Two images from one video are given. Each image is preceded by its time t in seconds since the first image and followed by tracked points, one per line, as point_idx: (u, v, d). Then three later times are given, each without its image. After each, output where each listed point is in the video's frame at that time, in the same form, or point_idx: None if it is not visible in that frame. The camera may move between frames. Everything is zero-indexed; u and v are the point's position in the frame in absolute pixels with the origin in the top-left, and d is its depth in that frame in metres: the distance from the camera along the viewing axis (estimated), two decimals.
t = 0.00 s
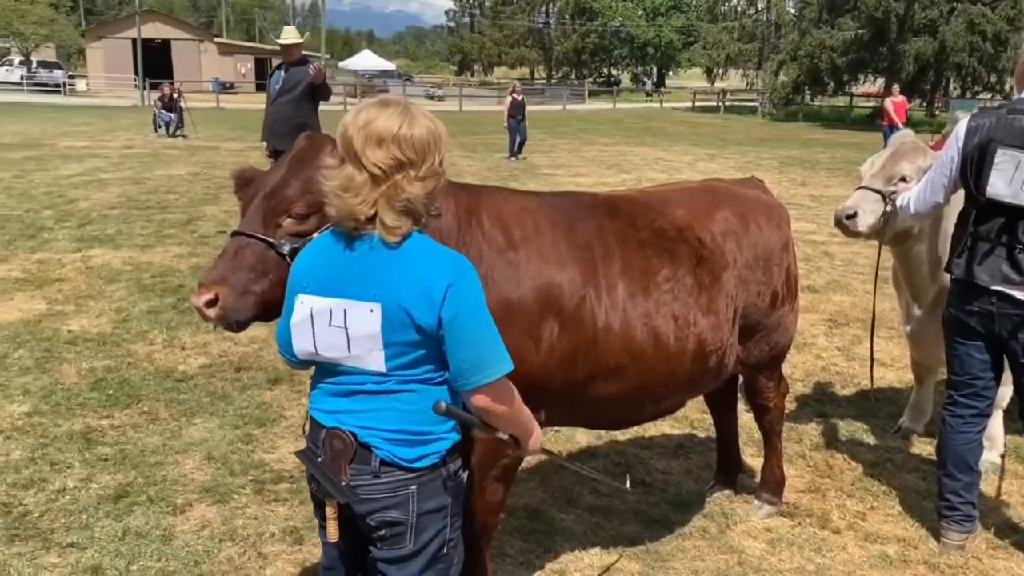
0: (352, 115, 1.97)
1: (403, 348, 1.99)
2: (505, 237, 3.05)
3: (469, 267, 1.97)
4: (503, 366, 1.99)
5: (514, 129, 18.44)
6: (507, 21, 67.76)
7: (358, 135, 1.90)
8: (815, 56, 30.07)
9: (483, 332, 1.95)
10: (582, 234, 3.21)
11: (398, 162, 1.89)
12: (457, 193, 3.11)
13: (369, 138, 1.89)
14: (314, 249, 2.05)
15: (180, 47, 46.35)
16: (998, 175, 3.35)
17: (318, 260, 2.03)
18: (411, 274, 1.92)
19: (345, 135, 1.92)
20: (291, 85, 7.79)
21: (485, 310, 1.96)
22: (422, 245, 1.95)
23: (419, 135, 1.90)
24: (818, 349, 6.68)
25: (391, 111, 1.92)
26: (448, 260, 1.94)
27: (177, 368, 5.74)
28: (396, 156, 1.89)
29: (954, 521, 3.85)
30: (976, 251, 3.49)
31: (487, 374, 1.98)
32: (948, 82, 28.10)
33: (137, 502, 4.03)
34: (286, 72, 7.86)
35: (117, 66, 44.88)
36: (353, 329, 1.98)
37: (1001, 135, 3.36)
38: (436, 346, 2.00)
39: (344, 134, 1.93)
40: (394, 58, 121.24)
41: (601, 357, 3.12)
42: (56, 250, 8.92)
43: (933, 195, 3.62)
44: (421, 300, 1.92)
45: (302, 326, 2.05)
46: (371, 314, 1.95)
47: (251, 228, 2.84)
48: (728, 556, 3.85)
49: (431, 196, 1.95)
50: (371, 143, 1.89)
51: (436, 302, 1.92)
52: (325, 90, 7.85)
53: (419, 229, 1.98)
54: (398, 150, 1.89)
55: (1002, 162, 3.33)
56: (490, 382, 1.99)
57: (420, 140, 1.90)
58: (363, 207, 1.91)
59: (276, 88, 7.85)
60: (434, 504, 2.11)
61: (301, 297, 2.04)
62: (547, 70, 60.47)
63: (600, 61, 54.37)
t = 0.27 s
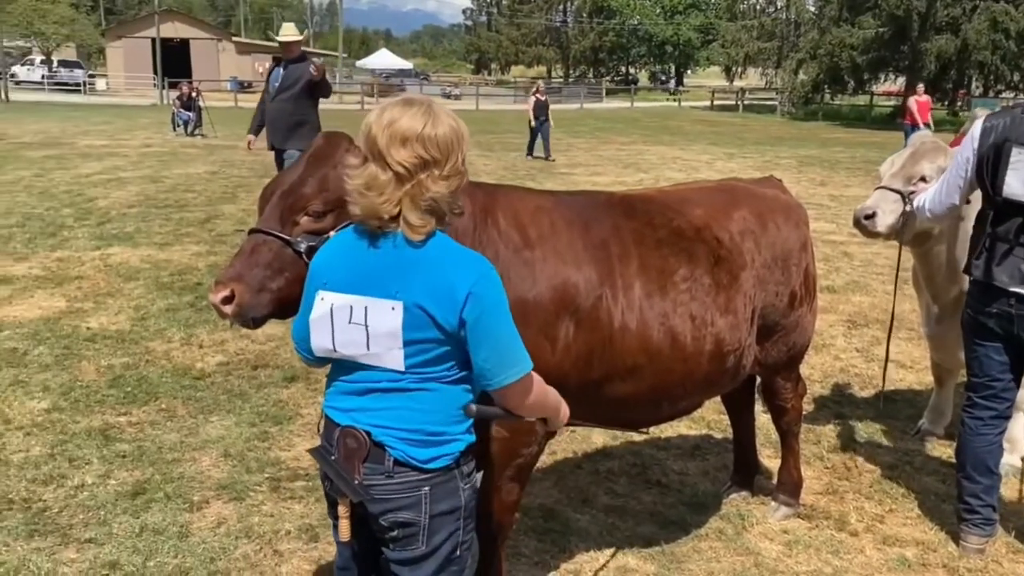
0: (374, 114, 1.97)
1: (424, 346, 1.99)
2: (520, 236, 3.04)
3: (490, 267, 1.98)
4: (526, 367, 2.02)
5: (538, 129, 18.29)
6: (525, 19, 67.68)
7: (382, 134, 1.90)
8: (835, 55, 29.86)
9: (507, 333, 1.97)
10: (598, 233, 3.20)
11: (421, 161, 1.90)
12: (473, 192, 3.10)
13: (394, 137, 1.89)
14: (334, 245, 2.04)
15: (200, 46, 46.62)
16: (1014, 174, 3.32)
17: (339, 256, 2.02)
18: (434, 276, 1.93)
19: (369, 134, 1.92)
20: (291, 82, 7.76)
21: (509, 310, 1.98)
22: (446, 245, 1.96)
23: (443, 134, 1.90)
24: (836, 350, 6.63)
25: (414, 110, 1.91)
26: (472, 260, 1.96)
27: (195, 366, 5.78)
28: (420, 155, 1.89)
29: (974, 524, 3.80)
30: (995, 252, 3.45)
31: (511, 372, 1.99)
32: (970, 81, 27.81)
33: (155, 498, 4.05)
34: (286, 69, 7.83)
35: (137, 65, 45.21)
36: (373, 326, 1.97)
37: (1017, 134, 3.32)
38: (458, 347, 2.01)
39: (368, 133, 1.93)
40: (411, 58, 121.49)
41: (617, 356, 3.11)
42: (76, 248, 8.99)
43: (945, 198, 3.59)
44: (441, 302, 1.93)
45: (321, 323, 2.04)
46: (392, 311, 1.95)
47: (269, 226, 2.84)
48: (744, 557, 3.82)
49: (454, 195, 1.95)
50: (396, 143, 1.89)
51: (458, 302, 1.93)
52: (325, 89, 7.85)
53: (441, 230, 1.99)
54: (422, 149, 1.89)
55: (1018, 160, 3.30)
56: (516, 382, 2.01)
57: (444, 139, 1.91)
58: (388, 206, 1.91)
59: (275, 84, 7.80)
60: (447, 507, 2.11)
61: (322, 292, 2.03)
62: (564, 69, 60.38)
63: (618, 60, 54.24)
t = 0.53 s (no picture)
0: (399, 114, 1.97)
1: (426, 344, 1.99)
2: (533, 235, 3.05)
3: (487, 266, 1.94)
4: (490, 370, 1.90)
5: (558, 130, 17.98)
6: (538, 19, 67.68)
7: (404, 134, 1.91)
8: (849, 54, 29.73)
9: (478, 333, 1.89)
10: (610, 232, 3.20)
11: (439, 162, 1.89)
12: (486, 192, 3.11)
13: (415, 138, 1.89)
14: (352, 244, 2.07)
15: (214, 46, 46.84)
16: None
17: (354, 254, 2.05)
18: (429, 270, 1.92)
19: (390, 133, 1.92)
20: (286, 86, 7.80)
21: (489, 311, 1.91)
22: (452, 243, 1.94)
23: (463, 135, 1.90)
24: (850, 350, 6.60)
25: (435, 111, 1.91)
26: (465, 257, 1.93)
27: (209, 364, 5.81)
28: (440, 156, 1.89)
29: (987, 527, 3.78)
30: (1011, 254, 3.43)
31: (467, 371, 1.88)
32: (986, 80, 27.63)
33: (168, 495, 4.08)
34: (281, 73, 7.87)
35: (152, 65, 45.49)
36: (381, 324, 1.99)
37: None
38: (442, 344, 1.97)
39: (389, 132, 1.93)
40: (424, 57, 121.71)
41: (628, 356, 3.11)
42: (91, 247, 9.06)
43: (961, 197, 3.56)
44: (432, 294, 1.91)
45: (334, 318, 2.08)
46: (395, 308, 1.97)
47: (282, 224, 2.86)
48: (756, 558, 3.82)
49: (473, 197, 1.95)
50: (417, 143, 1.89)
51: (441, 291, 1.90)
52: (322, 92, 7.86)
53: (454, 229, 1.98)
54: (442, 150, 1.89)
55: None
56: (470, 385, 1.89)
57: (464, 141, 1.90)
58: (406, 207, 1.92)
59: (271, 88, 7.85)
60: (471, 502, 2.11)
61: (336, 291, 2.07)
62: (577, 68, 60.37)
63: (631, 60, 54.18)
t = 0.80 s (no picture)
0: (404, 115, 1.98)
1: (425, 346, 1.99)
2: (541, 235, 3.05)
3: (483, 260, 1.92)
4: (497, 356, 1.86)
5: (572, 129, 17.82)
6: (547, 18, 67.69)
7: (406, 134, 1.92)
8: (860, 53, 29.63)
9: (480, 326, 1.86)
10: (619, 232, 3.20)
11: (440, 164, 1.90)
12: (494, 192, 3.12)
13: (416, 139, 1.90)
14: (358, 248, 2.10)
15: (224, 46, 46.99)
16: None
17: (358, 259, 2.08)
18: (426, 267, 1.92)
19: (392, 134, 1.93)
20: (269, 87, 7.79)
21: (491, 302, 1.88)
22: (448, 242, 1.94)
23: (465, 138, 1.91)
24: (859, 351, 6.58)
25: (440, 114, 1.92)
26: (460, 255, 1.92)
27: (218, 363, 5.83)
28: (440, 158, 1.90)
29: (998, 528, 3.76)
30: None
31: (473, 360, 1.85)
32: (998, 80, 27.49)
33: (178, 493, 4.10)
34: (263, 73, 7.87)
35: (163, 65, 45.69)
36: (383, 328, 2.01)
37: None
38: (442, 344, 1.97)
39: (392, 132, 1.95)
40: (434, 57, 121.86)
41: (637, 356, 3.11)
42: (102, 246, 9.11)
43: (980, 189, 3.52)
44: (430, 290, 1.92)
45: (342, 324, 2.11)
46: (396, 312, 1.98)
47: (291, 221, 2.88)
48: (764, 558, 3.81)
49: (473, 200, 1.96)
50: (419, 144, 1.90)
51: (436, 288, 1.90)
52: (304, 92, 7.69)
53: (452, 229, 1.98)
54: (442, 152, 1.90)
55: None
56: (481, 372, 1.85)
57: (465, 144, 1.91)
58: (405, 207, 1.93)
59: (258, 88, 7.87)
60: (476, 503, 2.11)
61: (342, 295, 2.10)
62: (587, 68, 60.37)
63: (640, 59, 54.15)
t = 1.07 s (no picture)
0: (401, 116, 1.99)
1: (434, 349, 1.99)
2: (547, 234, 3.05)
3: (492, 267, 1.93)
4: (516, 366, 1.89)
5: (584, 130, 17.71)
6: (553, 18, 67.67)
7: (408, 135, 1.92)
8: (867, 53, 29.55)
9: (495, 336, 1.88)
10: (625, 232, 3.20)
11: (444, 164, 1.91)
12: (501, 190, 3.11)
13: (419, 138, 1.91)
14: (361, 249, 2.10)
15: (231, 45, 47.06)
16: None
17: (363, 258, 2.08)
18: (436, 273, 1.93)
19: (395, 135, 1.93)
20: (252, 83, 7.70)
21: (502, 311, 1.90)
22: (453, 245, 1.95)
23: (469, 137, 1.92)
24: (866, 351, 6.57)
25: (442, 114, 1.92)
26: (469, 262, 1.92)
27: (225, 362, 5.85)
28: (445, 158, 1.91)
29: (1006, 528, 3.75)
30: None
31: (494, 377, 1.87)
32: (1006, 79, 27.39)
33: (185, 492, 4.11)
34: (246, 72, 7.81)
35: (170, 65, 45.79)
36: (391, 330, 2.01)
37: None
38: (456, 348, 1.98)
39: (392, 133, 1.95)
40: (440, 57, 121.93)
41: (643, 355, 3.11)
42: (110, 245, 9.13)
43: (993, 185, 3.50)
44: (442, 298, 1.91)
45: (346, 326, 2.10)
46: (403, 315, 1.98)
47: (299, 220, 2.88)
48: (771, 559, 3.80)
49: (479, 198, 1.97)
50: (422, 143, 1.91)
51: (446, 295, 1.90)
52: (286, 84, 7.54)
53: (459, 230, 1.99)
54: (446, 152, 1.90)
55: None
56: (504, 388, 1.88)
57: (469, 142, 1.92)
58: (411, 207, 1.93)
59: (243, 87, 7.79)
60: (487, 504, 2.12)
61: (346, 296, 2.10)
62: (593, 67, 60.34)
63: (647, 59, 54.09)
